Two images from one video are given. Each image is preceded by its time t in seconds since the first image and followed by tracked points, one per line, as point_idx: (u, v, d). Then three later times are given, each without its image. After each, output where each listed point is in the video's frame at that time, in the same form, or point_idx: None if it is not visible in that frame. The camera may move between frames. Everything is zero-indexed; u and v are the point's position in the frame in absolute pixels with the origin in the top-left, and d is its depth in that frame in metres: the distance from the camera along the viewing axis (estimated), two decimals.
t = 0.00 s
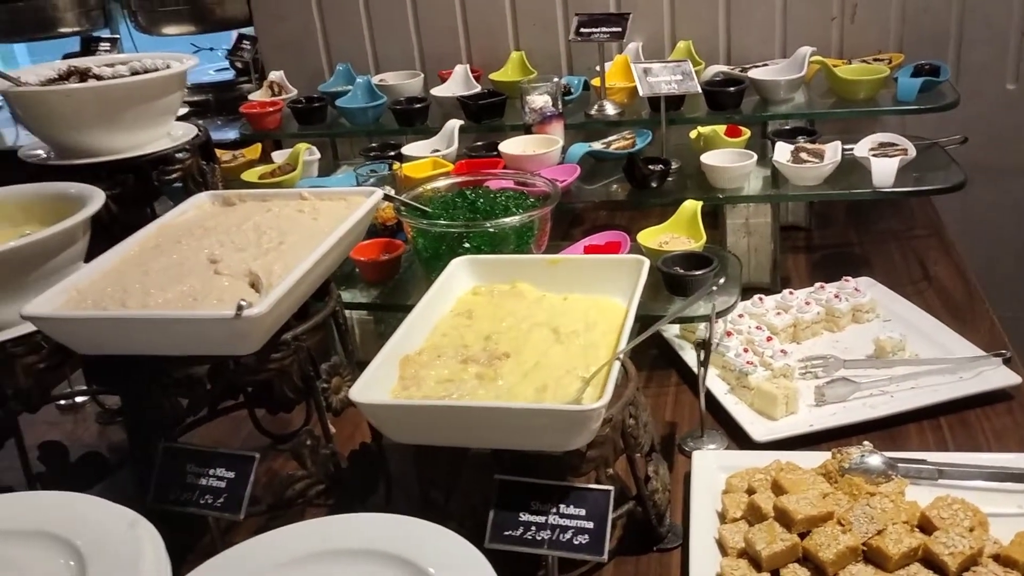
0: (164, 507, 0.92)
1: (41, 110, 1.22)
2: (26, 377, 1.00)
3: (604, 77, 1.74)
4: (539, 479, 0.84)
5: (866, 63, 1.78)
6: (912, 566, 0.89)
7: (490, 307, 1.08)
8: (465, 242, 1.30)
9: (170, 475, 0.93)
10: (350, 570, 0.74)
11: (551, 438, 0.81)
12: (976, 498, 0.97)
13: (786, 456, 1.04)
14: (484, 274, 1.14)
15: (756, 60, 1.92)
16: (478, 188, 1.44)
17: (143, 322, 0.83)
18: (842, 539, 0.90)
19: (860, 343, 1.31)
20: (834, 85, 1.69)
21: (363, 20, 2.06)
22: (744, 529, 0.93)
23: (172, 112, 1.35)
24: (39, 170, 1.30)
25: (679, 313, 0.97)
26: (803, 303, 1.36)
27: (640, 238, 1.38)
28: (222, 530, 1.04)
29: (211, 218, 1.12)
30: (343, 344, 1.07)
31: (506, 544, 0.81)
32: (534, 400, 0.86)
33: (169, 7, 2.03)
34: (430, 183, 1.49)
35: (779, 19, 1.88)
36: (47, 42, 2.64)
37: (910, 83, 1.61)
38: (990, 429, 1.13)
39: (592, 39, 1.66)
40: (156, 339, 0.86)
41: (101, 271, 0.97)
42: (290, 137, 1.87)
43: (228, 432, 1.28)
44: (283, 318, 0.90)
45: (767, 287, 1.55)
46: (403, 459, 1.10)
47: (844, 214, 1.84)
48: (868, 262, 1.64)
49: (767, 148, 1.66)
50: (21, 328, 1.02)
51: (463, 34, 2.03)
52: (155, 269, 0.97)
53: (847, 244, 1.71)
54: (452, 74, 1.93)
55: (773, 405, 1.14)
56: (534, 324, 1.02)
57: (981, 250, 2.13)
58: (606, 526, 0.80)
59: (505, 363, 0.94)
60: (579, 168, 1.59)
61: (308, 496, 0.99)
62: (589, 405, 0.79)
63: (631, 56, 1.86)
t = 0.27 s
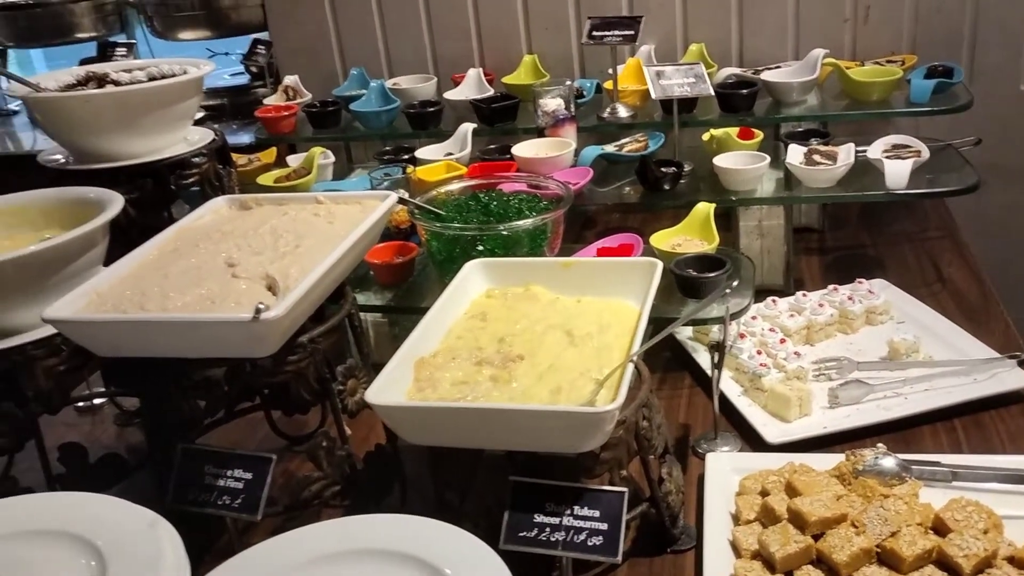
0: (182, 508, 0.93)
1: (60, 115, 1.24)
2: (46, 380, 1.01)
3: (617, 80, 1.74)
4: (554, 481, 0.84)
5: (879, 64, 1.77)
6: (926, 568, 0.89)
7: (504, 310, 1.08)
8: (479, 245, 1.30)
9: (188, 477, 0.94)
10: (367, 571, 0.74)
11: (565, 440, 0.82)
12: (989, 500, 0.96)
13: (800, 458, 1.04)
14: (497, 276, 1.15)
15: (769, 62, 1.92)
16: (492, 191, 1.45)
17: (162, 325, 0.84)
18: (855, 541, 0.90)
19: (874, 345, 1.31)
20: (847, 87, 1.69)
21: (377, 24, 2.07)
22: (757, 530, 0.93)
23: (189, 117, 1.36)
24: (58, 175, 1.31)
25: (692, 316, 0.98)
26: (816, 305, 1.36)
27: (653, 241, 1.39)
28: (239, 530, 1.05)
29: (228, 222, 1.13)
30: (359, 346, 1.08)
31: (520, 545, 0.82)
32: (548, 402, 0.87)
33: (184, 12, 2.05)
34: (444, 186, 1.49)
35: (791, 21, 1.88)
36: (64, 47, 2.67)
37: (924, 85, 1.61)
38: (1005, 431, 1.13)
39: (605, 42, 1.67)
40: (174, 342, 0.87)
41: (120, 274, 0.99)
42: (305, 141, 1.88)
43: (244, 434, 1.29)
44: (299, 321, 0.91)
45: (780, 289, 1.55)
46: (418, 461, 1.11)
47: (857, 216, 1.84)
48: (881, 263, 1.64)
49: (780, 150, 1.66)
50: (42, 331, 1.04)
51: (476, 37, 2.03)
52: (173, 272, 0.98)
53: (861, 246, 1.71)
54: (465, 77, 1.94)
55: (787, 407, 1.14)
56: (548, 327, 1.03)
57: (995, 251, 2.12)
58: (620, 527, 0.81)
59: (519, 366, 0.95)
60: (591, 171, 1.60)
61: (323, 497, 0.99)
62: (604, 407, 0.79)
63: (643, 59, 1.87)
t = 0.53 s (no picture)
0: (201, 509, 0.94)
1: (80, 120, 1.25)
2: (67, 382, 1.03)
3: (631, 83, 1.75)
4: (570, 484, 0.84)
5: (895, 65, 1.77)
6: (944, 571, 0.89)
7: (519, 312, 1.08)
8: (494, 247, 1.31)
9: (207, 478, 0.94)
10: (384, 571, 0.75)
11: (581, 443, 0.82)
12: (1008, 503, 0.96)
13: (816, 460, 1.04)
14: (512, 279, 1.15)
15: (783, 64, 1.92)
16: (506, 195, 1.45)
17: (181, 328, 0.85)
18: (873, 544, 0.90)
19: (890, 348, 1.30)
20: (863, 89, 1.69)
21: (392, 28, 2.08)
22: (774, 534, 0.93)
23: (206, 122, 1.37)
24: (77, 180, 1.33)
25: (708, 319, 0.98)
26: (833, 307, 1.36)
27: (668, 243, 1.39)
28: (257, 532, 1.06)
29: (245, 226, 1.14)
30: (375, 349, 1.08)
31: (536, 547, 0.82)
32: (563, 405, 0.87)
33: (201, 16, 2.06)
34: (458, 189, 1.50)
35: (806, 23, 1.88)
36: (82, 51, 2.69)
37: (940, 86, 1.60)
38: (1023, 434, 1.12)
39: (619, 45, 1.67)
40: (193, 345, 0.88)
41: (139, 278, 1.00)
42: (320, 144, 1.89)
43: (261, 436, 1.30)
44: (316, 324, 0.92)
45: (796, 291, 1.55)
46: (434, 463, 1.11)
47: (873, 218, 1.83)
48: (897, 265, 1.63)
49: (796, 152, 1.66)
50: (62, 334, 1.05)
51: (491, 41, 2.04)
52: (191, 276, 0.99)
53: (877, 248, 1.70)
54: (480, 80, 1.95)
55: (803, 409, 1.14)
56: (563, 329, 1.03)
57: (1013, 253, 2.11)
58: (636, 529, 0.81)
59: (535, 368, 0.95)
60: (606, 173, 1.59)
61: (340, 499, 1.00)
62: (619, 409, 0.79)
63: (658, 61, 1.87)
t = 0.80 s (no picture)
0: (235, 513, 0.95)
1: (114, 128, 1.27)
2: (102, 387, 1.05)
3: (657, 87, 1.74)
4: (601, 490, 0.85)
5: (924, 68, 1.75)
6: None
7: (547, 318, 1.08)
8: (522, 253, 1.31)
9: (240, 482, 0.95)
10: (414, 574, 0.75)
11: (612, 448, 0.82)
12: None
13: (847, 467, 1.03)
14: (540, 284, 1.15)
15: (811, 67, 1.91)
16: (533, 200, 1.46)
17: (216, 334, 0.86)
18: (906, 551, 0.89)
19: (921, 353, 1.29)
20: (891, 92, 1.68)
21: (418, 35, 2.09)
22: (806, 540, 0.93)
23: (237, 129, 1.39)
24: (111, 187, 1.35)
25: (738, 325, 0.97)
26: (862, 312, 1.35)
27: (695, 248, 1.38)
28: (289, 535, 1.07)
29: (276, 232, 1.15)
30: (404, 354, 1.09)
31: (568, 553, 0.82)
32: (594, 410, 0.87)
33: (230, 25, 2.09)
34: (485, 195, 1.50)
35: (834, 26, 1.87)
36: (112, 59, 2.72)
37: (970, 89, 1.58)
38: None
39: (646, 49, 1.67)
40: (227, 351, 0.89)
41: (173, 284, 1.01)
42: (347, 150, 1.90)
43: (291, 440, 1.31)
44: (348, 330, 0.93)
45: (825, 296, 1.54)
46: (463, 468, 1.11)
47: (902, 221, 1.82)
48: (928, 269, 1.62)
49: (824, 155, 1.65)
50: (98, 340, 1.07)
51: (516, 46, 2.04)
52: (225, 282, 1.00)
53: (906, 252, 1.69)
54: (505, 86, 1.95)
55: (834, 415, 1.13)
56: (592, 334, 1.03)
57: None
58: (668, 535, 0.81)
59: (565, 374, 0.95)
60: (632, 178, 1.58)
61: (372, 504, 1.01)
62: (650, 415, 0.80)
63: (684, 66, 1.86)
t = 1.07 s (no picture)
0: (261, 516, 0.96)
1: (139, 135, 1.29)
2: (130, 391, 1.06)
3: (677, 91, 1.74)
4: (627, 494, 0.84)
5: (945, 72, 1.75)
6: None
7: (570, 322, 1.08)
8: (543, 257, 1.31)
9: (266, 486, 0.96)
10: None
11: (638, 453, 0.83)
12: None
13: (873, 472, 1.03)
14: (563, 288, 1.15)
15: (831, 71, 1.90)
16: (554, 204, 1.46)
17: (244, 338, 0.87)
18: (933, 557, 0.89)
19: (945, 357, 1.28)
20: (913, 95, 1.67)
21: (437, 40, 2.10)
22: (832, 545, 0.93)
23: (260, 135, 1.40)
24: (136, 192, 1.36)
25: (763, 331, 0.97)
26: (885, 317, 1.34)
27: (717, 252, 1.38)
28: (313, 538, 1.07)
29: (300, 237, 1.16)
30: (428, 358, 1.09)
31: (595, 557, 0.82)
32: (619, 415, 0.87)
33: (250, 31, 2.09)
34: (506, 200, 1.50)
35: (854, 29, 1.86)
36: (134, 66, 2.75)
37: (992, 92, 1.57)
38: None
39: (666, 53, 1.66)
40: (254, 355, 0.90)
41: (200, 289, 1.02)
42: (367, 155, 1.91)
43: (314, 443, 1.32)
44: (374, 335, 0.93)
45: (847, 300, 1.53)
46: (486, 472, 1.12)
47: (924, 225, 1.81)
48: (950, 273, 1.61)
49: (845, 159, 1.64)
50: (125, 344, 1.08)
51: (535, 51, 2.05)
52: (251, 287, 1.01)
53: (928, 256, 1.68)
54: (525, 90, 1.95)
55: (858, 420, 1.13)
56: (615, 339, 1.03)
57: None
58: (695, 541, 0.80)
59: (589, 378, 0.95)
60: (652, 182, 1.58)
61: (397, 507, 1.01)
62: (677, 421, 0.80)
63: (703, 69, 1.86)
